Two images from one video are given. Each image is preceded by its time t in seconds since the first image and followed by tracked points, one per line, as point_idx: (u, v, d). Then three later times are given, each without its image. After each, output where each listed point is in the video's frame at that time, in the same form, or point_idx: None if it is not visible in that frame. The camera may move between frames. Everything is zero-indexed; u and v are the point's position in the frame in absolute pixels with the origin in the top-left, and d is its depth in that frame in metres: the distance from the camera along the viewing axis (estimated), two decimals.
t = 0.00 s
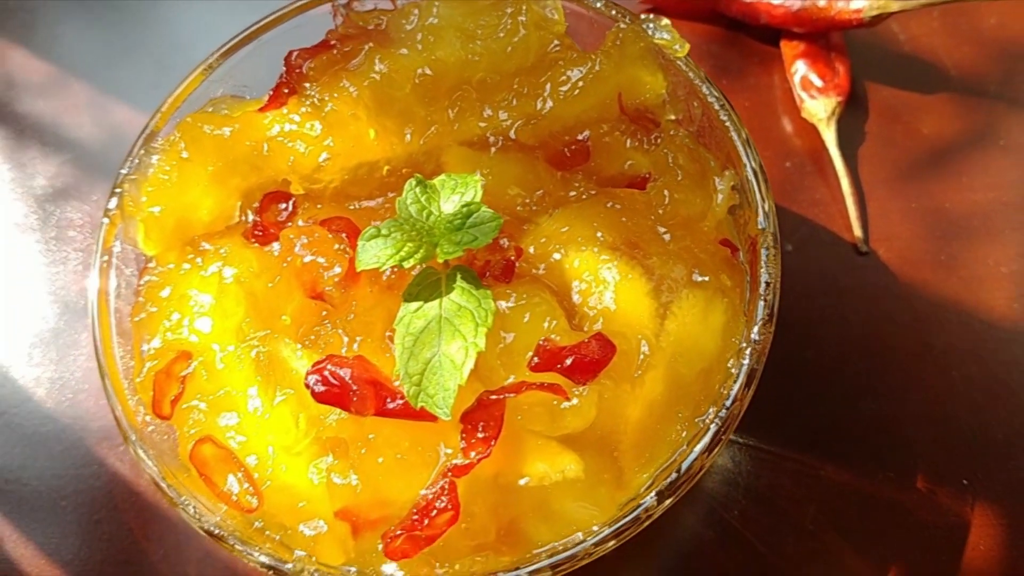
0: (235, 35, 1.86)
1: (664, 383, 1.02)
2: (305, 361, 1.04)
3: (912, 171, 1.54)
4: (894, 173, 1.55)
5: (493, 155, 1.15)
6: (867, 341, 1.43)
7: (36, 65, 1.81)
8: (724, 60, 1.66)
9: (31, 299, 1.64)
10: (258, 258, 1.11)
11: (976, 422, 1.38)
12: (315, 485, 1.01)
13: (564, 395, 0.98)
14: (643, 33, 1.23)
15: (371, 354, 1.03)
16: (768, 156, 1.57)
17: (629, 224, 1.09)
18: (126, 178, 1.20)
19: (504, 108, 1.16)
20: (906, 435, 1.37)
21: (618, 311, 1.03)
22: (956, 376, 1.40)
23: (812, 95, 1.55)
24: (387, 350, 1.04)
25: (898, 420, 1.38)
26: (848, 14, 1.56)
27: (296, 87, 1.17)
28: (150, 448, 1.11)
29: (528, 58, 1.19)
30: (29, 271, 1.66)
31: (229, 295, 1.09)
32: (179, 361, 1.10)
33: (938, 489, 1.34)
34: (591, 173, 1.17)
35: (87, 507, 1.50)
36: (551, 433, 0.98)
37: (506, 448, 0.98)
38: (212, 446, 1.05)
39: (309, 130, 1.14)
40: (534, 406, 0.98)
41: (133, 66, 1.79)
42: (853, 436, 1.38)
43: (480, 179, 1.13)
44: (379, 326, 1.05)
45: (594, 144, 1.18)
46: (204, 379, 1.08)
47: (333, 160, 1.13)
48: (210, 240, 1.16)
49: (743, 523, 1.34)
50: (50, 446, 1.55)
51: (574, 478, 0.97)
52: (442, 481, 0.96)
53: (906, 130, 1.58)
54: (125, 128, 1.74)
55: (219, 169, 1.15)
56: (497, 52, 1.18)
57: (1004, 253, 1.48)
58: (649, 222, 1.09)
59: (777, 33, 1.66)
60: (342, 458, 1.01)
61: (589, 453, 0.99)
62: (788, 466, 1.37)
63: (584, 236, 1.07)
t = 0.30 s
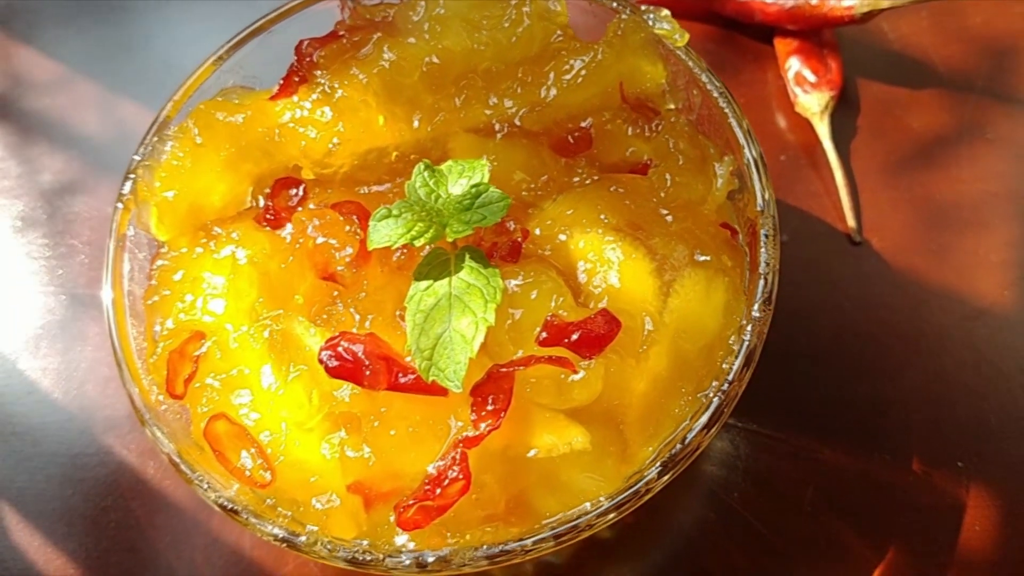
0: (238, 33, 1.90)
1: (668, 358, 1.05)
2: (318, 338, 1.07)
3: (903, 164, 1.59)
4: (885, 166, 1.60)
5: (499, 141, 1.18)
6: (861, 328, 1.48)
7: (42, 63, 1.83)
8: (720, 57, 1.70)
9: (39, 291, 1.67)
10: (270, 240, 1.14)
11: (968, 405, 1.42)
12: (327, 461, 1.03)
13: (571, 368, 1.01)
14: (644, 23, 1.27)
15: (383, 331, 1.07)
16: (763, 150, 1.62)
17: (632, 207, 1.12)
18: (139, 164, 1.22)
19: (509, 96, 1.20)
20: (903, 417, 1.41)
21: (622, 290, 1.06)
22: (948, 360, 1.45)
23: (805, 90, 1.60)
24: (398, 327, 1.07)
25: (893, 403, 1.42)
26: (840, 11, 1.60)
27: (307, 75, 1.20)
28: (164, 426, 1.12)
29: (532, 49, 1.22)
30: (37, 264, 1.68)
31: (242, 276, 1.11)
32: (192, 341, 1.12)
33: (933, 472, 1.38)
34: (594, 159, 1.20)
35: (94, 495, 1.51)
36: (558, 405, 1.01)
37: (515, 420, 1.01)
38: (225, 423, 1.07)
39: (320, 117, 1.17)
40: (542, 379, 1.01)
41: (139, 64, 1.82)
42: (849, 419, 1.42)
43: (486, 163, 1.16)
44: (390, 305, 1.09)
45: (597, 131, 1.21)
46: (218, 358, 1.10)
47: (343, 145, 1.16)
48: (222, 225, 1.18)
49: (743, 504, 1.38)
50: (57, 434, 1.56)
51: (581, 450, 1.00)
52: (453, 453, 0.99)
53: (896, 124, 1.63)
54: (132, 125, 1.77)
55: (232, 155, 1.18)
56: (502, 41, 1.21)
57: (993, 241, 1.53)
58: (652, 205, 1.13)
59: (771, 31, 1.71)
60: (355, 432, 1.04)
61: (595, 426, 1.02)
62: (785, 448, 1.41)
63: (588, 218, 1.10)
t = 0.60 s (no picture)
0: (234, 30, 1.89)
1: (675, 341, 1.05)
2: (324, 323, 1.06)
3: (899, 158, 1.60)
4: (881, 160, 1.61)
5: (502, 130, 1.18)
6: (859, 320, 1.49)
7: (35, 60, 1.82)
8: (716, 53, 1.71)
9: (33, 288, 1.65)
10: (273, 228, 1.14)
11: (967, 395, 1.43)
12: (333, 447, 1.02)
13: (580, 351, 1.01)
14: (646, 12, 1.26)
15: (389, 317, 1.07)
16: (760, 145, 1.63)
17: (636, 193, 1.12)
18: (141, 152, 1.22)
19: (513, 84, 1.20)
20: (903, 407, 1.42)
21: (628, 275, 1.06)
22: (946, 351, 1.46)
23: (802, 84, 1.60)
24: (404, 314, 1.07)
25: (892, 394, 1.43)
26: (837, 6, 1.63)
27: (309, 63, 1.20)
28: (167, 414, 1.11)
29: (535, 37, 1.22)
30: (31, 261, 1.66)
31: (247, 262, 1.11)
32: (195, 329, 1.11)
33: (935, 462, 1.38)
34: (597, 148, 1.20)
35: (89, 493, 1.49)
36: (566, 389, 1.01)
37: (523, 404, 1.01)
38: (230, 410, 1.06)
39: (323, 103, 1.17)
40: (551, 362, 1.01)
41: (134, 61, 1.81)
42: (850, 410, 1.42)
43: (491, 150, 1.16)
44: (395, 291, 1.08)
45: (600, 120, 1.21)
46: (222, 346, 1.09)
47: (348, 132, 1.16)
48: (224, 213, 1.18)
49: (745, 495, 1.38)
50: (53, 430, 1.55)
51: (589, 434, 0.99)
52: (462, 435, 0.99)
53: (891, 119, 1.64)
54: (127, 121, 1.76)
55: (235, 142, 1.17)
56: (505, 30, 1.21)
57: (989, 234, 1.54)
58: (657, 190, 1.13)
59: (766, 28, 1.72)
60: (361, 418, 1.03)
61: (603, 409, 1.02)
62: (787, 439, 1.41)
63: (594, 205, 1.10)
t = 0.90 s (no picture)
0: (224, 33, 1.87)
1: (687, 330, 1.05)
2: (333, 315, 1.05)
3: (892, 154, 1.62)
4: (874, 156, 1.62)
5: (507, 121, 1.18)
6: (857, 313, 1.50)
7: (21, 64, 1.79)
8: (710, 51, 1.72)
9: (21, 292, 1.61)
10: (278, 222, 1.12)
11: (966, 387, 1.44)
12: (344, 440, 1.01)
13: (593, 339, 1.00)
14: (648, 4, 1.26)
15: (399, 309, 1.06)
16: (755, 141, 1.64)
17: (644, 182, 1.12)
18: (141, 146, 1.20)
19: (516, 76, 1.19)
20: (903, 398, 1.43)
21: (638, 263, 1.06)
22: (944, 343, 1.47)
23: (796, 80, 1.62)
24: (414, 306, 1.06)
25: (892, 385, 1.44)
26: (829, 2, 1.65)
27: (311, 56, 1.19)
28: (174, 409, 1.09)
29: (537, 29, 1.22)
30: (20, 265, 1.63)
31: (252, 255, 1.09)
32: (200, 323, 1.10)
33: (936, 452, 1.39)
34: (601, 140, 1.20)
35: (84, 499, 1.45)
36: (580, 378, 1.00)
37: (536, 393, 1.00)
38: (238, 404, 1.04)
39: (327, 96, 1.16)
40: (565, 350, 1.00)
41: (123, 63, 1.78)
42: (851, 402, 1.43)
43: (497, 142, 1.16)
44: (405, 283, 1.07)
45: (604, 112, 1.21)
46: (228, 340, 1.08)
47: (353, 124, 1.16)
48: (226, 208, 1.16)
49: (749, 488, 1.38)
50: (45, 435, 1.50)
51: (603, 423, 0.99)
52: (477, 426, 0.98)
53: (882, 116, 1.66)
54: (117, 123, 1.74)
55: (238, 135, 1.16)
56: (509, 22, 1.21)
57: (983, 227, 1.56)
58: (664, 180, 1.13)
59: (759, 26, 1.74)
60: (372, 411, 1.02)
61: (616, 399, 1.02)
62: (789, 432, 1.41)
63: (601, 195, 1.10)
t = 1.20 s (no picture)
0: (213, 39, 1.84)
1: (699, 316, 1.07)
2: (348, 307, 1.06)
3: (878, 150, 1.65)
4: (861, 152, 1.65)
5: (512, 116, 1.19)
6: (850, 305, 1.52)
7: (9, 72, 1.76)
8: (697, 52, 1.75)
9: (11, 300, 1.57)
10: (288, 218, 1.12)
11: (959, 374, 1.47)
12: (361, 431, 1.02)
13: (609, 325, 1.02)
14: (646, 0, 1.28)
15: (413, 300, 1.07)
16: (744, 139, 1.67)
17: (650, 172, 1.14)
18: (145, 144, 1.20)
19: (520, 72, 1.21)
20: (897, 387, 1.45)
21: (648, 250, 1.07)
22: (936, 332, 1.50)
23: (783, 80, 1.65)
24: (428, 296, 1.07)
25: (887, 374, 1.46)
26: (814, 3, 1.68)
27: (316, 53, 1.19)
28: (189, 404, 1.08)
29: (539, 26, 1.23)
30: (10, 273, 1.59)
31: (264, 251, 1.10)
32: (212, 319, 1.09)
33: (932, 438, 1.42)
34: (603, 134, 1.21)
35: (83, 507, 1.42)
36: (595, 364, 1.02)
37: (552, 380, 1.01)
38: (254, 397, 1.04)
39: (334, 92, 1.17)
40: (581, 336, 1.02)
41: (113, 71, 1.75)
42: (848, 392, 1.45)
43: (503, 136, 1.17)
44: (417, 275, 1.08)
45: (606, 106, 1.22)
46: (241, 335, 1.08)
47: (360, 119, 1.17)
48: (233, 205, 1.16)
49: (752, 478, 1.40)
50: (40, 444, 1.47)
51: (619, 408, 1.00)
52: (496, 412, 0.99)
53: (867, 114, 1.69)
54: (108, 131, 1.70)
55: (245, 133, 1.16)
56: (510, 18, 1.22)
57: (968, 219, 1.59)
58: (670, 170, 1.15)
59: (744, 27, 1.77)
60: (389, 401, 1.03)
61: (632, 385, 1.03)
62: (789, 423, 1.43)
63: (609, 187, 1.12)
